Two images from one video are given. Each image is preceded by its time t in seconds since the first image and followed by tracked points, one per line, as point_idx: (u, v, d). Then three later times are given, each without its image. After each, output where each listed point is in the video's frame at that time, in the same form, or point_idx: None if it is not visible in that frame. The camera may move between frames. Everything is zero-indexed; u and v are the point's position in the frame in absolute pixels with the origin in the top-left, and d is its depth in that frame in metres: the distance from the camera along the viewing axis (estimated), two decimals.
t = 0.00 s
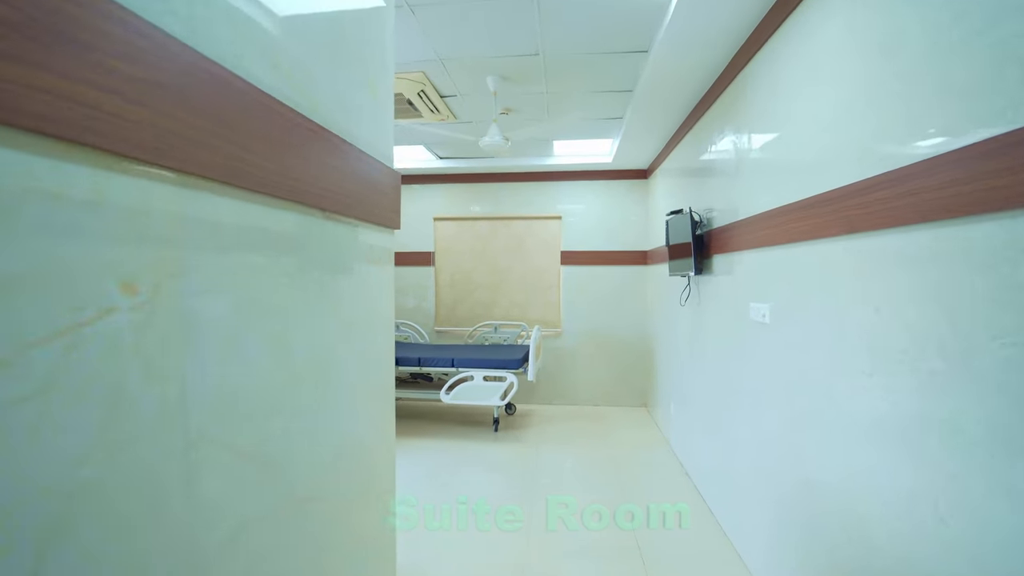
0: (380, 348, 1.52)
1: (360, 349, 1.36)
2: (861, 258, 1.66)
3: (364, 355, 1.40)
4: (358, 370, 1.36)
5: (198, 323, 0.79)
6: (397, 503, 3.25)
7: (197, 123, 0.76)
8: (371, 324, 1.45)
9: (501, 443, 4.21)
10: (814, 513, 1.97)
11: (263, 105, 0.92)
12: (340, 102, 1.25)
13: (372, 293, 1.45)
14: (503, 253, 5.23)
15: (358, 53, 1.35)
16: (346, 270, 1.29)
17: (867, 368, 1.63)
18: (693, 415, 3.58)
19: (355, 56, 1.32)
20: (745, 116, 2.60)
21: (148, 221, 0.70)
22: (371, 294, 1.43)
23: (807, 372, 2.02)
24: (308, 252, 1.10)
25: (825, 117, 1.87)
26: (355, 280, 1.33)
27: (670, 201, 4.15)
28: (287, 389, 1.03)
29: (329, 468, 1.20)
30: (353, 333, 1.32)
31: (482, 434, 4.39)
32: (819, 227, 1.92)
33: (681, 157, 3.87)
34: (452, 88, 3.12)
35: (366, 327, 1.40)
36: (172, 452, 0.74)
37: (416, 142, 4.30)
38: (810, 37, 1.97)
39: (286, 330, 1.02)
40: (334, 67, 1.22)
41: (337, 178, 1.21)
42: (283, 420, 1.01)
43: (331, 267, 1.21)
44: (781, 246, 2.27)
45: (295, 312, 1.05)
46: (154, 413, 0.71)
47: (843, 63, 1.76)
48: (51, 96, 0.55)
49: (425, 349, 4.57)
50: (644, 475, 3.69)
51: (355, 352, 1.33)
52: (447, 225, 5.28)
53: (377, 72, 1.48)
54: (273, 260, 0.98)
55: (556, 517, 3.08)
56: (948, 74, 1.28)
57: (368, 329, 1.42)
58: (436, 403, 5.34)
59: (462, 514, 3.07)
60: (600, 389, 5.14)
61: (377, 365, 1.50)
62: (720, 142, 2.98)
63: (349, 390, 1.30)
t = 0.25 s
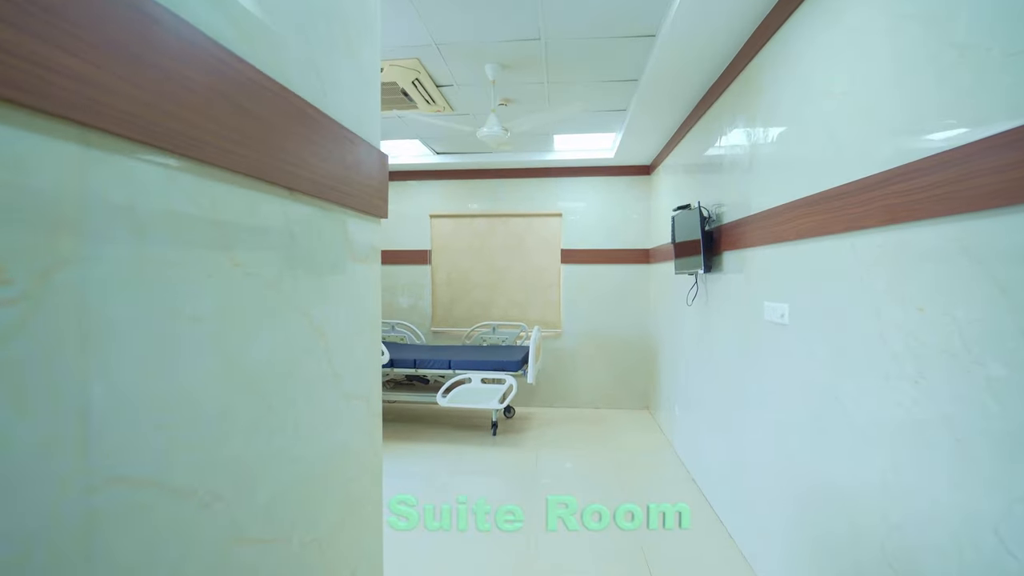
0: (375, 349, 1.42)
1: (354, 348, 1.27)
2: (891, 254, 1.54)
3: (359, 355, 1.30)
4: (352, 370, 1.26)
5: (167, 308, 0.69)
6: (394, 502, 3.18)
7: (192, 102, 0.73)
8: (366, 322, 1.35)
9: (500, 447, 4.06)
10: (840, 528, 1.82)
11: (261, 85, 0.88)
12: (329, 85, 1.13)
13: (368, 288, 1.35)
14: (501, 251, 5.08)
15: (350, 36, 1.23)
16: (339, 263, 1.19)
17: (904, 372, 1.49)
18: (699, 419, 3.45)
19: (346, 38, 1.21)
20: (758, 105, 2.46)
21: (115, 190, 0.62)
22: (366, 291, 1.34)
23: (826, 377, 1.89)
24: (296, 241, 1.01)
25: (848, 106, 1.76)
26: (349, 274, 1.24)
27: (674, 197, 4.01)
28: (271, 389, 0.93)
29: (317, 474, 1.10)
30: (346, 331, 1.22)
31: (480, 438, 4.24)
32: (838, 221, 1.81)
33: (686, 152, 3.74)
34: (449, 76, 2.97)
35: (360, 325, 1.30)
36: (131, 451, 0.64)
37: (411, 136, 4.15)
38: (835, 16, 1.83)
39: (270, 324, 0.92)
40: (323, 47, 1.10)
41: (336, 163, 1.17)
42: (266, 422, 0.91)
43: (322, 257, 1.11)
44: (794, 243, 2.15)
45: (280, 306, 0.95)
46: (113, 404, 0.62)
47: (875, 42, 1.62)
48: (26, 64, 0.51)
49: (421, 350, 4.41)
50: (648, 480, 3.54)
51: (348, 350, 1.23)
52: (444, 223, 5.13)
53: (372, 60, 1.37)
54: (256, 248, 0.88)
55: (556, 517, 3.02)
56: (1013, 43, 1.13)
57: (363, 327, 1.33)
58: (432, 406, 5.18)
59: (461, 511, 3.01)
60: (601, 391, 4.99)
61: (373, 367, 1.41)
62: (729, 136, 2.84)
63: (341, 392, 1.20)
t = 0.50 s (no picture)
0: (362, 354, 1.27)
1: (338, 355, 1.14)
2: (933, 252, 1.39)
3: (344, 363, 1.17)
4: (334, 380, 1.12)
5: (83, 288, 0.56)
6: (394, 502, 3.11)
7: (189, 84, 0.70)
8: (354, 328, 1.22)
9: (500, 452, 3.91)
10: (869, 547, 1.67)
11: (262, 71, 0.85)
12: (306, 58, 0.99)
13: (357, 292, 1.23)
14: (501, 250, 4.93)
15: (334, 9, 1.11)
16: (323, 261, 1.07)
17: (948, 382, 1.34)
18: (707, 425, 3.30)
19: (329, 11, 1.08)
20: (774, 93, 2.32)
21: (30, 141, 0.51)
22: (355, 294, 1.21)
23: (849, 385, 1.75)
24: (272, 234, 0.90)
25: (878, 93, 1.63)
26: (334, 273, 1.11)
27: (681, 194, 3.87)
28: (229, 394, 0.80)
29: (286, 496, 0.95)
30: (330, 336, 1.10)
31: (479, 443, 4.08)
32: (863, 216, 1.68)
33: (693, 147, 3.59)
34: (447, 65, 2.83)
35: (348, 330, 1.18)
36: (26, 457, 0.51)
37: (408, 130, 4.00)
38: None
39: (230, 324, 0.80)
40: (295, 10, 0.95)
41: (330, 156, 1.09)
42: (220, 433, 0.77)
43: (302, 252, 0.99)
44: (812, 240, 2.01)
45: (245, 304, 0.83)
46: (4, 398, 0.49)
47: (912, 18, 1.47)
48: None
49: (418, 352, 4.26)
50: (655, 487, 3.40)
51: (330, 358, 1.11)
52: (443, 221, 4.99)
53: (361, 40, 1.25)
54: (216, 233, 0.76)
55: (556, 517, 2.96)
56: None
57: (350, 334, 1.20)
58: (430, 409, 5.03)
59: (462, 510, 2.94)
60: (604, 394, 4.85)
61: (361, 375, 1.27)
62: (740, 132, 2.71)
63: (320, 401, 1.06)
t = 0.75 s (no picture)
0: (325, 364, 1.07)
1: (304, 363, 0.99)
2: (989, 253, 1.22)
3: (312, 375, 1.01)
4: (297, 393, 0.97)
5: None
6: (394, 502, 3.14)
7: (172, 66, 0.65)
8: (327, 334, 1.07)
9: (501, 460, 3.75)
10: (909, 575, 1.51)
11: (259, 65, 0.82)
12: (263, 23, 0.84)
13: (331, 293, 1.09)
14: (501, 249, 4.77)
15: None
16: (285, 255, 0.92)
17: (1012, 396, 1.17)
18: (718, 434, 3.13)
19: None
20: (793, 81, 2.16)
21: None
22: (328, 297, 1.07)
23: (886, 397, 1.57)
24: (217, 220, 0.76)
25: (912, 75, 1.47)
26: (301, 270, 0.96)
27: (688, 191, 3.71)
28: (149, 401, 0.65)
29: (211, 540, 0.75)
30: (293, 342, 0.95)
31: (479, 450, 3.93)
32: (895, 213, 1.52)
33: (702, 142, 3.44)
34: (443, 53, 2.67)
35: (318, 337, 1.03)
36: None
37: (404, 125, 3.85)
38: None
39: (144, 320, 0.63)
40: None
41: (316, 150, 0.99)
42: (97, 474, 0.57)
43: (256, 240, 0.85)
44: (837, 239, 1.85)
45: (167, 297, 0.67)
46: None
47: None
48: None
49: (415, 356, 4.10)
50: (661, 496, 3.25)
51: (293, 365, 0.95)
52: (441, 220, 4.84)
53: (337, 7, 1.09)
54: (129, 207, 0.61)
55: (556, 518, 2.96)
56: None
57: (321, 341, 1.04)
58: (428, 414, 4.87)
59: (461, 510, 2.96)
60: (607, 397, 4.69)
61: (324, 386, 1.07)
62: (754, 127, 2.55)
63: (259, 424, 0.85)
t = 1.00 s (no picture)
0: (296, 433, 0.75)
1: (258, 430, 0.65)
2: None
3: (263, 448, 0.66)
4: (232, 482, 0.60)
5: None
6: (394, 502, 3.10)
7: None
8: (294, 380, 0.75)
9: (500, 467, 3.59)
10: None
11: (217, 19, 0.57)
12: None
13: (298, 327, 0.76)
14: (501, 248, 4.62)
15: None
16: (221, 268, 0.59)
17: None
18: (729, 442, 2.97)
19: None
20: (813, 65, 2.01)
21: None
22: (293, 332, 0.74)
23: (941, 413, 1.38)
24: (119, 220, 0.46)
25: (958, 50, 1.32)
26: (252, 294, 0.64)
27: (696, 187, 3.56)
28: None
29: None
30: (242, 396, 0.62)
31: (478, 456, 3.77)
32: (943, 202, 1.36)
33: (710, 136, 3.29)
34: (438, 39, 2.53)
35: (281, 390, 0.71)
36: None
37: (400, 118, 3.71)
38: None
39: None
40: None
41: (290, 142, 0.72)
42: None
43: (167, 243, 0.51)
44: (869, 234, 1.69)
45: None
46: None
47: None
48: None
49: (412, 358, 3.95)
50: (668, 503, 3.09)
51: (237, 436, 0.61)
52: (439, 217, 4.69)
53: None
54: None
55: (555, 516, 2.92)
56: None
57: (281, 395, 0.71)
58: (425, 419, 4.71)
59: (461, 510, 2.93)
60: (611, 401, 4.53)
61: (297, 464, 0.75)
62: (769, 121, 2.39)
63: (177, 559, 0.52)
